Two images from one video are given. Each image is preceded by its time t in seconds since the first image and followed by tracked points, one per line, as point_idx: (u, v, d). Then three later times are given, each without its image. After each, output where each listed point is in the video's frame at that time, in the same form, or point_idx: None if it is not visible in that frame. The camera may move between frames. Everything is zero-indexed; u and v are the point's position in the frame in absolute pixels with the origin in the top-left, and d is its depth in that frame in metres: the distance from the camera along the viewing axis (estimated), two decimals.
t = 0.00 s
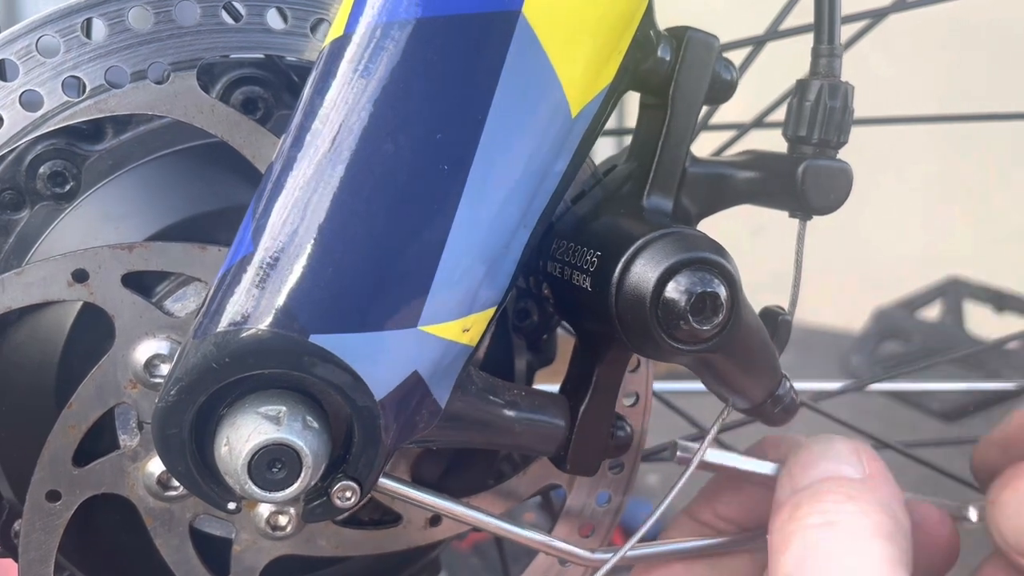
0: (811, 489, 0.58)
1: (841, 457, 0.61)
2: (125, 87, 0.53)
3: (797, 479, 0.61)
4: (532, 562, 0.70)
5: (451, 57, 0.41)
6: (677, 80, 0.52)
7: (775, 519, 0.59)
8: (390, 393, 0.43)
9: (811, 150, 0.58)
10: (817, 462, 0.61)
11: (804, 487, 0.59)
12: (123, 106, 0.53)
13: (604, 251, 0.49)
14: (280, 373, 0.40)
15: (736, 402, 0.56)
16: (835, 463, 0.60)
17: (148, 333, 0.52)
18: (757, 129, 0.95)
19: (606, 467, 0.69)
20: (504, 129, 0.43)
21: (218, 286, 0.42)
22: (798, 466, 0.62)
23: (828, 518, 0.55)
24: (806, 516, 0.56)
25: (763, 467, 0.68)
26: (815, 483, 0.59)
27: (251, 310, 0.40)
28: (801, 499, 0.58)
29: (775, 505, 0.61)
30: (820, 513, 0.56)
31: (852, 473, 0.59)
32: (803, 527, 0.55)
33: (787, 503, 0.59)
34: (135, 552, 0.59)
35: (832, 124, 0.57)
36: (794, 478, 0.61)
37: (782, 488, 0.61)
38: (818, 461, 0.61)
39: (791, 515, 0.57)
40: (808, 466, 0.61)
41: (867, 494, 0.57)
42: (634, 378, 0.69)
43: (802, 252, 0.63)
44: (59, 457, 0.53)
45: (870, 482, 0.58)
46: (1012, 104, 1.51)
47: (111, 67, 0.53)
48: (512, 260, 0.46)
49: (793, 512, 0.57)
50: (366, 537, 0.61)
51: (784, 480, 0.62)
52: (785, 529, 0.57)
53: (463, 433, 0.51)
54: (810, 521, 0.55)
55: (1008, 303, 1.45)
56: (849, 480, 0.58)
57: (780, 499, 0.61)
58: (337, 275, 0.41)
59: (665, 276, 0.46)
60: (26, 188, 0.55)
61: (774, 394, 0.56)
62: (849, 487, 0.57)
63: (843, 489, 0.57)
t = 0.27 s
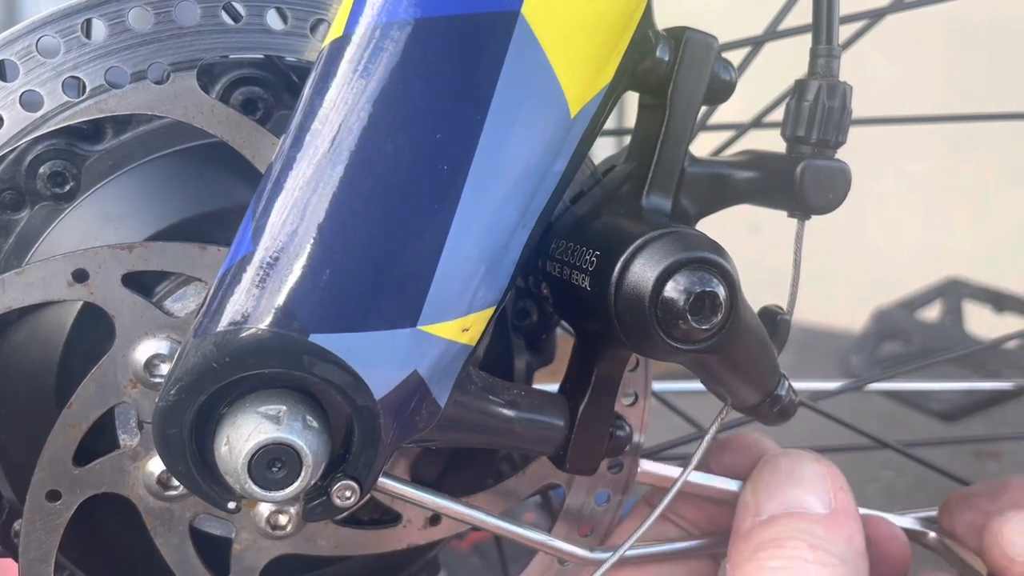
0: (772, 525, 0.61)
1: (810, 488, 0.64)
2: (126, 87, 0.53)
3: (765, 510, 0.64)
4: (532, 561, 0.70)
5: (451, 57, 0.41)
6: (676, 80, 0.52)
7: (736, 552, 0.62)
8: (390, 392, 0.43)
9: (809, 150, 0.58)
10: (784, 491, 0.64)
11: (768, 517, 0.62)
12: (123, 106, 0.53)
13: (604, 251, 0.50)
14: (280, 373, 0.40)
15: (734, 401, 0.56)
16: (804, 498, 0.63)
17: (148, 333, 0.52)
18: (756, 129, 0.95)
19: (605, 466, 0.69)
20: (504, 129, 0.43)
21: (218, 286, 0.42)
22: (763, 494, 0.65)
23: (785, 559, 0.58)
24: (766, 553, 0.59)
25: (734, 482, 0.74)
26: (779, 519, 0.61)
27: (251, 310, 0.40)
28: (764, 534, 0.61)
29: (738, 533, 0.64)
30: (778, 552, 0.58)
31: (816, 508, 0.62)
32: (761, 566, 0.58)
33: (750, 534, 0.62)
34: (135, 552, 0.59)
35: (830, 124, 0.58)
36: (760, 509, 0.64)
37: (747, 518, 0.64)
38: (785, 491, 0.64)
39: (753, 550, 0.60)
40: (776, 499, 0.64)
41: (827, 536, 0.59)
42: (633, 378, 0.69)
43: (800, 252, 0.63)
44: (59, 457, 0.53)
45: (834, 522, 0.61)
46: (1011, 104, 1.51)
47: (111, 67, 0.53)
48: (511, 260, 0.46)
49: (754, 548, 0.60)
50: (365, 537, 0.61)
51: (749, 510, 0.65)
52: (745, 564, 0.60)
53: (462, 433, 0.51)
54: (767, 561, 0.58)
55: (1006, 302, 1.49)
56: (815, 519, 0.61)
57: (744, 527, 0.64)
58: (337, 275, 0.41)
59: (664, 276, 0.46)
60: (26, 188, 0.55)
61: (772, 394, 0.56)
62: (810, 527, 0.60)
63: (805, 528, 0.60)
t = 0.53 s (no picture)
0: (764, 530, 0.61)
1: (807, 494, 0.63)
2: (126, 87, 0.53)
3: (760, 506, 0.64)
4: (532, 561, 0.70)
5: (451, 57, 0.41)
6: (675, 80, 0.52)
7: (725, 549, 0.63)
8: (389, 392, 0.43)
9: (809, 150, 0.58)
10: (781, 493, 0.64)
11: (762, 517, 0.63)
12: (123, 106, 0.53)
13: (603, 250, 0.50)
14: (279, 372, 0.40)
15: (734, 402, 0.56)
16: (800, 500, 0.63)
17: (148, 332, 0.53)
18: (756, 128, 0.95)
19: (605, 466, 0.69)
20: (503, 129, 0.43)
21: (218, 286, 0.42)
22: (760, 491, 0.65)
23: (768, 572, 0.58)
24: (751, 560, 0.59)
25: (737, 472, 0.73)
26: (770, 522, 0.62)
27: (250, 310, 0.40)
28: (753, 537, 0.61)
29: (732, 526, 0.64)
30: (764, 563, 0.58)
31: (808, 516, 0.62)
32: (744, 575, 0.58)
33: (742, 533, 0.62)
34: (135, 551, 0.59)
35: (830, 124, 0.58)
36: (757, 504, 0.64)
37: (744, 512, 0.64)
38: (781, 494, 0.64)
39: (741, 554, 0.61)
40: (773, 496, 0.64)
41: (814, 548, 0.60)
42: (633, 378, 0.69)
43: (800, 252, 0.63)
44: (59, 457, 0.53)
45: (824, 529, 0.61)
46: (1011, 104, 1.51)
47: (111, 67, 0.53)
48: (511, 260, 0.46)
49: (740, 552, 0.61)
50: (365, 536, 0.61)
51: (746, 502, 0.65)
52: (730, 568, 0.60)
53: (461, 433, 0.51)
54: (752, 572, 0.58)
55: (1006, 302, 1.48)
56: (806, 525, 0.61)
57: (739, 521, 0.64)
58: (337, 274, 0.41)
59: (664, 276, 0.46)
60: (26, 188, 0.55)
61: (772, 393, 0.56)
62: (799, 537, 0.60)
63: (794, 537, 0.60)
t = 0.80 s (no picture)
0: (726, 515, 0.62)
1: (774, 471, 0.63)
2: (125, 87, 0.53)
3: (730, 484, 0.64)
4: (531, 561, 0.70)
5: (450, 57, 0.41)
6: (674, 80, 0.52)
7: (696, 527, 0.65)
8: (388, 392, 0.43)
9: (807, 150, 0.58)
10: (750, 470, 0.64)
11: (730, 497, 0.64)
12: (123, 106, 0.53)
13: (603, 250, 0.50)
14: (278, 372, 0.40)
15: (733, 401, 0.56)
16: (765, 479, 0.63)
17: (148, 332, 0.53)
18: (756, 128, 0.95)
19: (604, 466, 0.69)
20: (502, 129, 0.43)
21: (217, 285, 0.42)
22: (733, 465, 0.65)
23: (720, 560, 0.60)
24: (708, 547, 0.61)
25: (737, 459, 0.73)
26: (734, 505, 0.63)
27: (249, 310, 0.40)
28: (716, 521, 0.63)
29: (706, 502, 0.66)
30: (717, 550, 0.61)
31: (773, 496, 0.62)
32: (701, 561, 0.61)
33: (710, 513, 0.64)
34: (134, 551, 0.59)
35: (829, 124, 0.58)
36: (727, 481, 0.65)
37: (716, 488, 0.65)
38: (749, 470, 0.64)
39: (703, 536, 0.63)
40: (741, 473, 0.64)
41: (773, 532, 0.61)
42: (632, 377, 0.69)
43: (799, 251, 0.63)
44: (59, 457, 0.53)
45: (786, 511, 0.62)
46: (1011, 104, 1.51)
47: (110, 67, 0.53)
48: (509, 260, 0.46)
49: (706, 534, 0.63)
50: (364, 536, 0.61)
51: (718, 478, 0.66)
52: (692, 551, 0.62)
53: (460, 433, 0.51)
54: (708, 559, 0.60)
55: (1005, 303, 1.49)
56: (767, 509, 0.62)
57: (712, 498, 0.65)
58: (335, 274, 0.41)
59: (662, 275, 0.46)
60: (26, 188, 0.55)
61: (771, 393, 0.56)
62: (758, 521, 0.61)
63: (751, 522, 0.61)
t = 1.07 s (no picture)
0: (748, 510, 0.62)
1: (794, 470, 0.63)
2: (124, 88, 0.53)
3: (751, 482, 0.65)
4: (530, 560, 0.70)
5: (448, 57, 0.41)
6: (671, 80, 0.52)
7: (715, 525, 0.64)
8: (387, 392, 0.43)
9: (805, 150, 0.58)
10: (769, 470, 0.64)
11: (749, 496, 0.64)
12: (122, 107, 0.54)
13: (600, 250, 0.50)
14: (277, 371, 0.40)
15: (730, 401, 0.56)
16: (788, 476, 0.63)
17: (147, 332, 0.53)
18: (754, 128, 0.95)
19: (602, 466, 0.69)
20: (500, 129, 0.43)
21: (216, 285, 0.42)
22: (750, 466, 0.65)
23: (742, 557, 0.59)
24: (728, 544, 0.61)
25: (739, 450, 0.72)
26: (756, 501, 0.63)
27: (248, 309, 0.40)
28: (738, 517, 0.62)
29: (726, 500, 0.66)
30: (737, 547, 0.60)
31: (793, 494, 0.62)
32: (720, 558, 0.60)
33: (731, 510, 0.64)
34: (134, 551, 0.59)
35: (826, 124, 0.58)
36: (749, 479, 0.65)
37: (736, 486, 0.65)
38: (770, 468, 0.64)
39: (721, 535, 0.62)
40: (762, 471, 0.64)
41: (796, 528, 0.61)
42: (630, 377, 0.69)
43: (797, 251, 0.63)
44: (58, 456, 0.53)
45: (809, 507, 0.62)
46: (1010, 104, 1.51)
47: (109, 68, 0.53)
48: (507, 259, 0.47)
49: (723, 532, 0.62)
50: (364, 535, 0.61)
51: (737, 476, 0.66)
52: (711, 548, 0.62)
53: (458, 433, 0.51)
54: (728, 555, 0.60)
55: (1006, 304, 1.48)
56: (790, 505, 0.62)
57: (732, 496, 0.65)
58: (334, 274, 0.41)
59: (659, 275, 0.46)
60: (25, 188, 0.55)
61: (768, 393, 0.56)
62: (781, 518, 0.61)
63: (775, 518, 0.61)
